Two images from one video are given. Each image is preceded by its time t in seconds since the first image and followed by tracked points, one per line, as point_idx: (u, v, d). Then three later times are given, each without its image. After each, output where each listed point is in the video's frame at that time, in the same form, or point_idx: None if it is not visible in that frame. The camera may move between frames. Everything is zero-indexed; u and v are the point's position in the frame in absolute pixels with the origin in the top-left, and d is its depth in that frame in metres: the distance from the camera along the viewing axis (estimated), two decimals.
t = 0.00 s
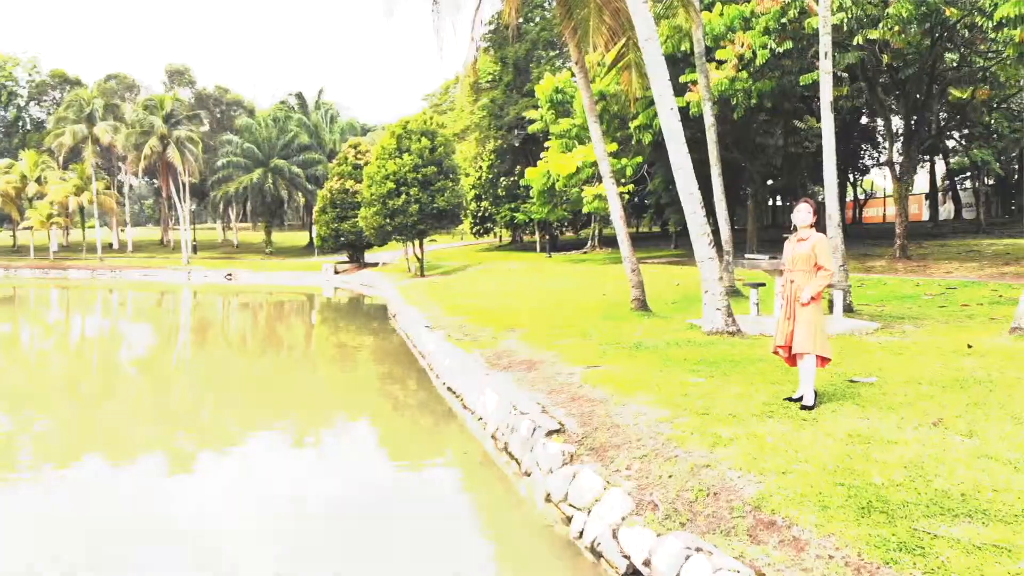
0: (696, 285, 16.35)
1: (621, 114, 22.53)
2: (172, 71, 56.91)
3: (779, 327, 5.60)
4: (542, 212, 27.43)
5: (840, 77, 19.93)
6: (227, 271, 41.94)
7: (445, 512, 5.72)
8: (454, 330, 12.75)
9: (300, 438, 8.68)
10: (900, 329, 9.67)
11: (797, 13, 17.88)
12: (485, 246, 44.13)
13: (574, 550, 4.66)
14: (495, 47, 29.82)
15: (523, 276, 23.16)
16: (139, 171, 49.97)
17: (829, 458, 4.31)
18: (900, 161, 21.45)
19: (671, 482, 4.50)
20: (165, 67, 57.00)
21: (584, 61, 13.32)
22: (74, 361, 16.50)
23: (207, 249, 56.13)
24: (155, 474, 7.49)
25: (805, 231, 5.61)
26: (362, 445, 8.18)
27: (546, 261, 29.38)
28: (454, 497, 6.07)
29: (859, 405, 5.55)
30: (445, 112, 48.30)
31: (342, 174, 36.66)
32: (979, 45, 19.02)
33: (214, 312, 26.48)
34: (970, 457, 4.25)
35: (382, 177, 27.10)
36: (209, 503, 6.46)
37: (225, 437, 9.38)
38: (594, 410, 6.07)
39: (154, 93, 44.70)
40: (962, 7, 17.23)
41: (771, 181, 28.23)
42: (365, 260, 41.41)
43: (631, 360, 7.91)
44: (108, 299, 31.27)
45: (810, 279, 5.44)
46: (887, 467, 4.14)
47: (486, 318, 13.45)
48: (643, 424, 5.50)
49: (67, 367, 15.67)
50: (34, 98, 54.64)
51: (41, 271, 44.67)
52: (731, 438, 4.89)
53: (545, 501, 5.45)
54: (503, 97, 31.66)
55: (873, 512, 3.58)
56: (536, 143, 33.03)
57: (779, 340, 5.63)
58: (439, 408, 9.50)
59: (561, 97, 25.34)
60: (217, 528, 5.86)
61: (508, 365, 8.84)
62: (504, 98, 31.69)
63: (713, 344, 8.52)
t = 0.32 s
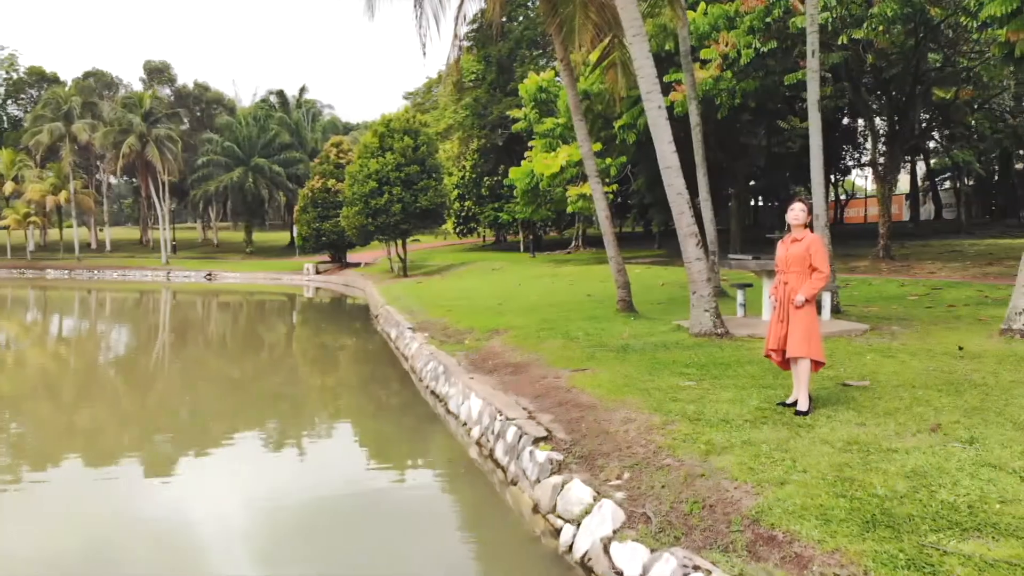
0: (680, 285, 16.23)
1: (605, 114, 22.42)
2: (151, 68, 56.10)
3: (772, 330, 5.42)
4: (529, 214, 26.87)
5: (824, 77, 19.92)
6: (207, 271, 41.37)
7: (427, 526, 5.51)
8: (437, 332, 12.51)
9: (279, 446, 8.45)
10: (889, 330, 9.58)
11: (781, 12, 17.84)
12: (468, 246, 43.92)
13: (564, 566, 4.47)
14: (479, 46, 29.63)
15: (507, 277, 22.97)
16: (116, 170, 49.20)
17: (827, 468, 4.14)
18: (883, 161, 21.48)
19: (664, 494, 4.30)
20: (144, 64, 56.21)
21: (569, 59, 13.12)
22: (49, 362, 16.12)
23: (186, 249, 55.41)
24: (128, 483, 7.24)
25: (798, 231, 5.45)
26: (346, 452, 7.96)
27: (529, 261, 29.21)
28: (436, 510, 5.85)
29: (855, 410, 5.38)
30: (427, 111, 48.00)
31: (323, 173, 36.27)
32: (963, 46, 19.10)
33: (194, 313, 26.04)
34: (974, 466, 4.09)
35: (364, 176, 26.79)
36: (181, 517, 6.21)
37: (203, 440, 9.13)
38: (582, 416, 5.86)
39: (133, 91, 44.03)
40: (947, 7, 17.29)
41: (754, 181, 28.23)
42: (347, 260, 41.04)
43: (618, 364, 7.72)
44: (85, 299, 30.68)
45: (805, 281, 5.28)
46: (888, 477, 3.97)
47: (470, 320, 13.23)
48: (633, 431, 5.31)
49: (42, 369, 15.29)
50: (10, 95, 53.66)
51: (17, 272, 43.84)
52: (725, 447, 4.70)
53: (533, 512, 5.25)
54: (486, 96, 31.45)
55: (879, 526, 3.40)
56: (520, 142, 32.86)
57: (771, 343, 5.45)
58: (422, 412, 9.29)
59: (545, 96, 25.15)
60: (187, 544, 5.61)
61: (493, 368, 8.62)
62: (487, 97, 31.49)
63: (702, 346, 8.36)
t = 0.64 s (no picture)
0: (667, 286, 16.14)
1: (591, 113, 22.31)
2: (133, 66, 55.39)
3: (767, 333, 5.27)
4: (513, 213, 26.78)
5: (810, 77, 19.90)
6: (189, 271, 40.87)
7: (412, 537, 5.33)
8: (422, 334, 12.31)
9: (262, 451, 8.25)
10: (879, 331, 9.49)
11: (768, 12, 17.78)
12: (454, 246, 43.70)
13: None
14: (464, 45, 29.49)
15: (492, 277, 22.78)
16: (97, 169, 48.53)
17: (828, 478, 3.98)
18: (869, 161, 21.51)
19: (659, 505, 4.13)
20: (126, 62, 55.47)
21: (555, 57, 12.94)
22: (27, 363, 15.77)
23: (169, 249, 54.78)
24: (105, 490, 7.03)
25: (793, 231, 5.30)
26: (329, 457, 7.76)
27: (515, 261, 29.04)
28: (422, 519, 5.67)
29: (852, 416, 5.24)
30: (412, 110, 47.71)
31: (307, 172, 35.92)
32: (949, 47, 19.16)
33: (176, 313, 25.66)
34: (979, 475, 3.96)
35: (348, 175, 26.50)
36: (156, 528, 5.99)
37: (184, 442, 8.89)
38: (572, 423, 5.69)
39: (114, 89, 43.42)
40: (933, 7, 17.32)
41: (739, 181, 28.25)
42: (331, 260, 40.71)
43: (608, 367, 7.57)
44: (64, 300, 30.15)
45: (801, 283, 5.13)
46: (891, 488, 3.82)
47: (455, 321, 13.04)
48: (626, 438, 5.15)
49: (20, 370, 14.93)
50: None
51: None
52: (721, 456, 4.53)
53: (521, 525, 5.07)
54: (471, 95, 31.25)
55: (886, 542, 3.25)
56: (506, 142, 32.65)
57: (766, 346, 5.30)
58: (408, 417, 9.10)
59: (531, 95, 25.00)
60: (162, 557, 5.38)
61: (479, 372, 8.42)
62: (473, 96, 31.29)
63: (692, 348, 8.22)
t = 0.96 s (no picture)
0: (653, 287, 16.02)
1: (576, 113, 22.15)
2: (112, 64, 54.55)
3: (762, 338, 5.11)
4: (497, 213, 26.61)
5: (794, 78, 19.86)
6: (169, 271, 40.30)
7: (396, 549, 5.13)
8: (405, 337, 12.05)
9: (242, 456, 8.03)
10: (869, 334, 9.37)
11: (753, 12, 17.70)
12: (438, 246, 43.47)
13: None
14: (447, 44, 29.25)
15: (476, 278, 22.58)
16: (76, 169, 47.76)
17: (830, 492, 3.82)
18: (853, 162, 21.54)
19: (654, 520, 3.95)
20: (105, 60, 54.62)
21: (540, 55, 12.74)
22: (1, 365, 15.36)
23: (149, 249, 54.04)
24: (79, 497, 6.79)
25: (789, 234, 5.13)
26: (312, 464, 7.55)
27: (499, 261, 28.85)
28: (408, 529, 5.49)
29: (849, 423, 5.08)
30: (395, 109, 47.35)
31: (289, 172, 35.48)
32: (934, 47, 19.18)
33: (155, 314, 25.20)
34: (985, 488, 3.80)
35: (330, 174, 26.16)
36: (129, 538, 5.74)
37: (162, 447, 8.62)
38: (561, 431, 5.49)
39: (93, 87, 42.69)
40: (918, 7, 17.32)
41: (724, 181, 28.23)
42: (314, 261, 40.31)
43: (597, 371, 7.39)
44: (41, 301, 29.56)
45: (798, 287, 4.96)
46: (897, 503, 3.65)
47: (439, 323, 12.81)
48: (617, 448, 4.96)
49: None
50: None
51: None
52: (717, 468, 4.35)
53: (510, 539, 4.87)
54: (455, 94, 30.98)
55: (896, 562, 3.08)
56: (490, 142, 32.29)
57: (762, 351, 5.15)
58: (390, 422, 8.87)
59: (515, 95, 24.77)
60: (139, 568, 5.19)
61: (464, 376, 8.19)
62: (457, 95, 31.01)
63: (681, 352, 8.05)
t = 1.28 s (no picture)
0: (640, 287, 15.89)
1: (563, 113, 22.00)
2: (93, 62, 53.76)
3: (758, 343, 4.98)
4: (483, 213, 26.43)
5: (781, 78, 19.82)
6: (152, 272, 39.76)
7: (382, 559, 4.99)
8: (390, 339, 11.84)
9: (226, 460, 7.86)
10: (860, 336, 9.29)
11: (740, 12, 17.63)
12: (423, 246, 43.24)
13: None
14: (433, 43, 29.01)
15: (461, 279, 22.38)
16: (55, 167, 46.99)
17: (834, 506, 3.67)
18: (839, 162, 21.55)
19: (651, 536, 3.79)
20: (86, 58, 53.81)
21: (527, 54, 12.56)
22: None
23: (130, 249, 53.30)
24: (56, 503, 6.60)
25: (785, 236, 4.98)
26: (294, 470, 7.35)
27: (485, 261, 28.67)
28: (393, 541, 5.31)
29: (846, 431, 4.94)
30: (379, 108, 47.02)
31: (272, 171, 35.07)
32: (919, 48, 19.23)
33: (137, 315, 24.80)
34: (992, 501, 3.67)
35: (314, 174, 25.84)
36: (105, 548, 5.56)
37: (143, 452, 8.38)
38: (551, 439, 5.32)
39: (73, 85, 41.99)
40: (905, 8, 17.34)
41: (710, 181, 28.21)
42: (297, 261, 39.94)
43: (586, 376, 7.22)
44: (19, 301, 29.01)
45: (796, 290, 4.81)
46: (903, 517, 3.51)
47: (424, 325, 12.61)
48: (610, 457, 4.81)
49: None
50: None
51: None
52: (713, 479, 4.19)
53: (498, 554, 4.67)
54: (440, 94, 30.72)
55: None
56: (475, 142, 32.09)
57: (758, 357, 4.99)
58: (375, 427, 8.67)
59: (501, 94, 24.56)
60: None
61: (450, 381, 8.00)
62: (442, 95, 30.75)
63: (671, 356, 7.90)
